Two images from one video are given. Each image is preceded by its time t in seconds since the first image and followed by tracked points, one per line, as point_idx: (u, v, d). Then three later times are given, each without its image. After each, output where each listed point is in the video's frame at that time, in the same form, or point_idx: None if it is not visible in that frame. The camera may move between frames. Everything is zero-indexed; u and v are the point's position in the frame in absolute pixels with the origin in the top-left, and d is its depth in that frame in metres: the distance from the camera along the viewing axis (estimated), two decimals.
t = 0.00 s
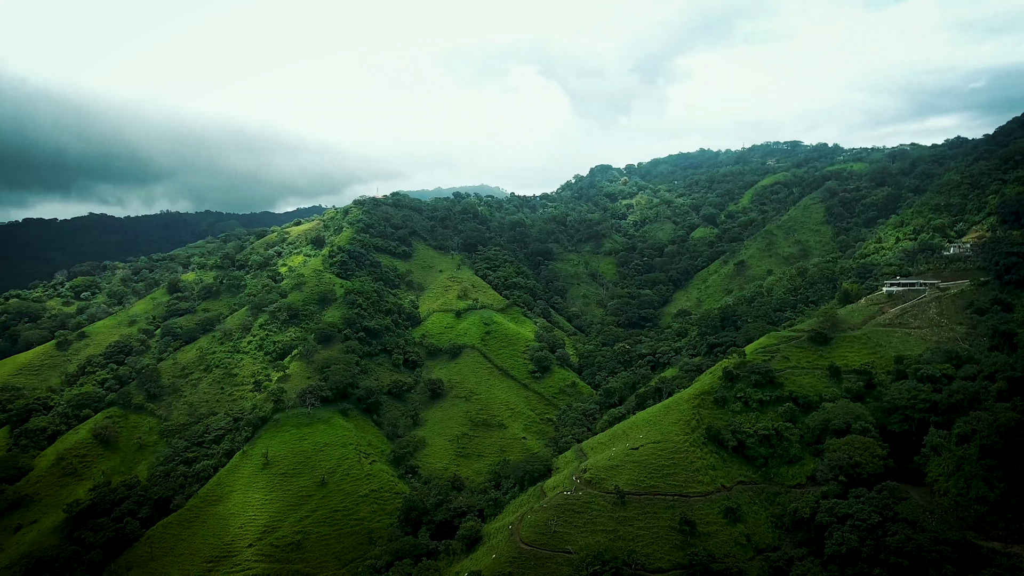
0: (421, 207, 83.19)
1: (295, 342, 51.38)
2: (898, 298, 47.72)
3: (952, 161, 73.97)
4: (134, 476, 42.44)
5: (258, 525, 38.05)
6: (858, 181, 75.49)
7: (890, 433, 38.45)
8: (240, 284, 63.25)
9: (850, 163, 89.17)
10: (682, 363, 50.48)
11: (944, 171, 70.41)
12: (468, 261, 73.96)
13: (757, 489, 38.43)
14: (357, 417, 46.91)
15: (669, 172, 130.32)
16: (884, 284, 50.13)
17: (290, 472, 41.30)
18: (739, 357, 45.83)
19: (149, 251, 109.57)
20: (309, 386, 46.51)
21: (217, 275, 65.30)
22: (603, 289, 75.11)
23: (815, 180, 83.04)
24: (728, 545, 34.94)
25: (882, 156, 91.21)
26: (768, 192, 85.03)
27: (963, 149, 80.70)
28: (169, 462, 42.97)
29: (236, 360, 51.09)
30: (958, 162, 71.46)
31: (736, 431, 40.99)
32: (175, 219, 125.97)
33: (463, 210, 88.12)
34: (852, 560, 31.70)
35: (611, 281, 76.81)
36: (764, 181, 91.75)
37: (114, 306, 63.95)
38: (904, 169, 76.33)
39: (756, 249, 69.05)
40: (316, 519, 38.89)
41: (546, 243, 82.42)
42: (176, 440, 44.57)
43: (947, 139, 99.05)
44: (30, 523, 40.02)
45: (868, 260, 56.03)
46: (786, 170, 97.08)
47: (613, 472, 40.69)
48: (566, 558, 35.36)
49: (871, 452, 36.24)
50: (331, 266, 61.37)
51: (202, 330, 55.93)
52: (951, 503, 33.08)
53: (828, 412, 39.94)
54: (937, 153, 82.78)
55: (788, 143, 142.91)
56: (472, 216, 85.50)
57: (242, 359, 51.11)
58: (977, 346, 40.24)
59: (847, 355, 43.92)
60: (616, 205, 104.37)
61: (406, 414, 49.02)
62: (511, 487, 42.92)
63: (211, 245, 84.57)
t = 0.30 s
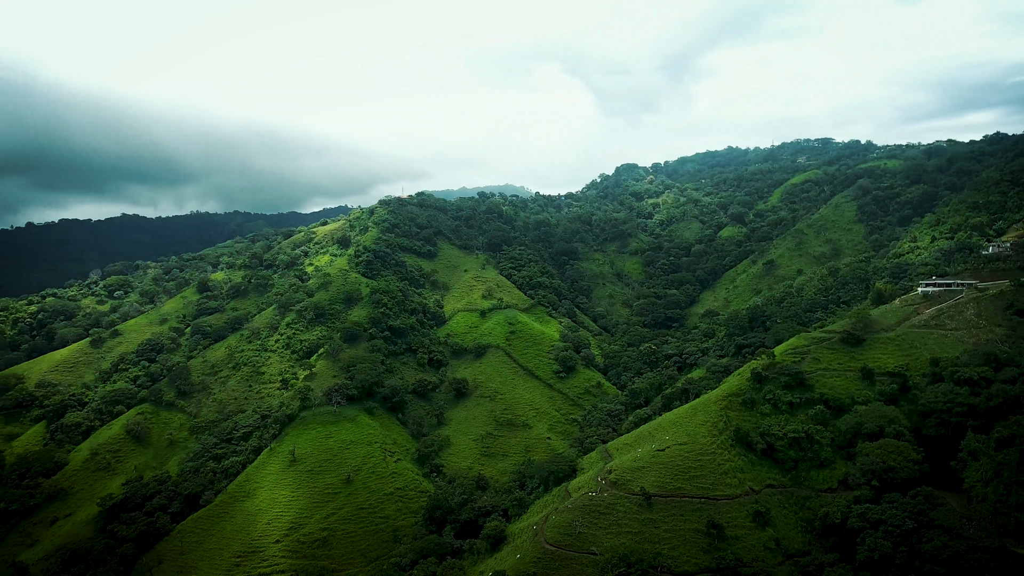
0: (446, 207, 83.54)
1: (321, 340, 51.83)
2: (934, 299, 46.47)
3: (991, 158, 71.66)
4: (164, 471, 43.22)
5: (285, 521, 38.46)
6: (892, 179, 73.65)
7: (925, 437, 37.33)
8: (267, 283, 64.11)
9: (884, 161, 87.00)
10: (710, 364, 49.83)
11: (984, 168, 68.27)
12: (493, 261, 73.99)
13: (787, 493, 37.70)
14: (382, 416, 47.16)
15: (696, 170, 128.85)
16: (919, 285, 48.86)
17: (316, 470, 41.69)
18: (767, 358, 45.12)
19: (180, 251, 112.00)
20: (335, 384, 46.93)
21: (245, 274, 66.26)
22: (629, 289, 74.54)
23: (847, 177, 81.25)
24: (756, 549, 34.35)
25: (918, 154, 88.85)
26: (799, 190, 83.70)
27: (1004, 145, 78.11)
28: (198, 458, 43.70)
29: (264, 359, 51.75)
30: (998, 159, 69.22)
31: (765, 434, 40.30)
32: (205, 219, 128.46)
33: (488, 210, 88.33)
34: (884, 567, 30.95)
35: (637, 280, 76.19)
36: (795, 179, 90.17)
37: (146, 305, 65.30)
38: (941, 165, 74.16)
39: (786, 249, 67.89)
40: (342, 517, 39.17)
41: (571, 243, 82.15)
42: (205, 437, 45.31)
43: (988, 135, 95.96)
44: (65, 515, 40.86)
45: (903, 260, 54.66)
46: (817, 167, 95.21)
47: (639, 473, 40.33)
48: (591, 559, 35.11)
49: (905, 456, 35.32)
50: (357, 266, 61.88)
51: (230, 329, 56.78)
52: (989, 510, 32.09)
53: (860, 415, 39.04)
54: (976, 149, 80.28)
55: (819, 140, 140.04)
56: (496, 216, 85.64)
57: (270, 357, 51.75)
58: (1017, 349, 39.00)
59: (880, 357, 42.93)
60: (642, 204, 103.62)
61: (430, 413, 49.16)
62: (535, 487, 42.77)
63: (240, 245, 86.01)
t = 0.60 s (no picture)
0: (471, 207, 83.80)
1: (347, 339, 52.22)
2: (970, 300, 45.22)
3: None
4: (194, 467, 43.88)
5: (311, 518, 38.80)
6: (927, 176, 71.80)
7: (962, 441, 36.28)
8: (294, 282, 64.90)
9: (919, 157, 84.87)
10: (737, 365, 49.15)
11: None
12: (517, 260, 73.91)
13: (817, 497, 36.90)
14: (407, 415, 47.33)
15: (723, 169, 127.08)
16: (956, 285, 47.58)
17: (342, 468, 42.02)
18: (797, 360, 44.38)
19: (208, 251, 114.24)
20: (360, 383, 47.27)
21: (272, 274, 67.14)
22: (655, 289, 73.96)
23: (880, 175, 79.42)
24: (785, 553, 33.72)
25: (954, 150, 86.43)
26: (831, 188, 82.19)
27: None
28: (227, 454, 44.32)
29: (290, 357, 52.32)
30: None
31: (794, 436, 39.55)
32: (233, 220, 130.72)
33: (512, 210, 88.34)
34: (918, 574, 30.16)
35: (663, 280, 75.50)
36: (826, 177, 88.55)
37: (176, 304, 66.53)
38: (978, 161, 72.02)
39: (816, 248, 66.71)
40: (367, 515, 39.37)
41: (595, 243, 81.82)
42: (233, 434, 45.94)
43: None
44: (98, 510, 41.59)
45: (938, 259, 53.26)
46: (848, 165, 93.26)
47: (665, 475, 39.93)
48: (616, 561, 34.81)
49: (939, 461, 34.40)
50: (382, 266, 62.31)
51: (258, 328, 57.54)
52: None
53: (893, 418, 38.11)
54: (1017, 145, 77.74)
55: (851, 136, 136.85)
56: (521, 216, 85.76)
57: (296, 356, 52.31)
58: None
59: (914, 359, 41.90)
60: (668, 203, 102.82)
61: (455, 412, 49.24)
62: (560, 488, 42.60)
63: (267, 246, 87.30)
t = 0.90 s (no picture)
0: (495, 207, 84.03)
1: (372, 338, 52.56)
2: (1010, 301, 43.86)
3: None
4: (222, 463, 44.51)
5: (337, 515, 39.09)
6: (964, 173, 69.78)
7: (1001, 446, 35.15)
8: (320, 282, 65.60)
9: (956, 154, 82.52)
10: (766, 366, 48.38)
11: None
12: (542, 260, 73.78)
13: (849, 502, 36.03)
14: (432, 414, 47.45)
15: (751, 167, 125.12)
16: (995, 286, 46.18)
17: (367, 466, 42.29)
18: (827, 361, 43.54)
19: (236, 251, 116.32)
20: (385, 382, 47.55)
21: (298, 273, 67.94)
22: (681, 289, 73.25)
23: (915, 172, 77.44)
24: (816, 559, 33.00)
25: (993, 146, 83.81)
26: (863, 186, 80.46)
27: None
28: (255, 451, 44.90)
29: (317, 356, 52.83)
30: None
31: (825, 439, 38.70)
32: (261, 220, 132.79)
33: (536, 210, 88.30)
34: None
35: (690, 280, 74.67)
36: (858, 175, 86.69)
37: (205, 303, 67.62)
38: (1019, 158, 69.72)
39: (848, 247, 65.40)
40: (392, 513, 39.57)
41: (621, 242, 81.37)
42: (261, 431, 46.52)
43: None
44: (130, 504, 42.34)
45: (976, 259, 51.73)
46: (881, 162, 91.13)
47: (691, 477, 39.47)
48: (641, 563, 34.43)
49: (978, 466, 33.35)
50: (407, 265, 62.67)
51: (285, 326, 58.23)
52: None
53: (928, 421, 37.08)
54: None
55: (884, 133, 133.60)
56: (545, 216, 85.70)
57: (322, 355, 52.78)
58: None
59: (951, 362, 40.78)
60: (695, 202, 101.82)
61: (479, 412, 49.28)
62: (584, 488, 42.34)
63: (294, 245, 88.45)
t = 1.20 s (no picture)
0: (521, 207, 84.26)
1: (398, 338, 52.84)
2: None
3: None
4: (251, 460, 45.10)
5: (363, 513, 39.34)
6: (1005, 169, 67.54)
7: None
8: (346, 281, 66.28)
9: (998, 151, 79.98)
10: (797, 368, 47.52)
11: None
12: (567, 260, 73.57)
13: (883, 508, 35.09)
14: (457, 413, 47.51)
15: (780, 165, 123.00)
16: None
17: (393, 464, 42.51)
18: (861, 364, 42.59)
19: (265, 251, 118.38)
20: (411, 381, 47.78)
21: (325, 273, 68.71)
22: (709, 289, 72.46)
23: (952, 169, 75.27)
24: (849, 565, 32.21)
25: None
26: (898, 184, 78.50)
27: None
28: (283, 448, 45.45)
29: (343, 354, 53.29)
30: None
31: (858, 443, 37.79)
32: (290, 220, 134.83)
33: (562, 210, 88.16)
34: None
35: (718, 280, 73.77)
36: (893, 172, 84.64)
37: (235, 302, 68.72)
38: None
39: (883, 247, 63.94)
40: (418, 511, 39.72)
41: (648, 242, 80.84)
42: (288, 429, 47.06)
43: None
44: (162, 498, 43.13)
45: (1018, 258, 50.04)
46: (917, 159, 88.80)
47: (719, 480, 38.95)
48: (668, 566, 33.98)
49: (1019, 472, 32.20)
50: (433, 265, 62.98)
51: (312, 325, 58.89)
52: None
53: (966, 426, 35.94)
54: None
55: (920, 129, 129.98)
56: (571, 215, 85.61)
57: (349, 354, 53.23)
58: None
59: (991, 365, 39.53)
60: (724, 200, 100.74)
61: (504, 412, 49.28)
62: (610, 490, 42.01)
63: (322, 245, 89.63)
